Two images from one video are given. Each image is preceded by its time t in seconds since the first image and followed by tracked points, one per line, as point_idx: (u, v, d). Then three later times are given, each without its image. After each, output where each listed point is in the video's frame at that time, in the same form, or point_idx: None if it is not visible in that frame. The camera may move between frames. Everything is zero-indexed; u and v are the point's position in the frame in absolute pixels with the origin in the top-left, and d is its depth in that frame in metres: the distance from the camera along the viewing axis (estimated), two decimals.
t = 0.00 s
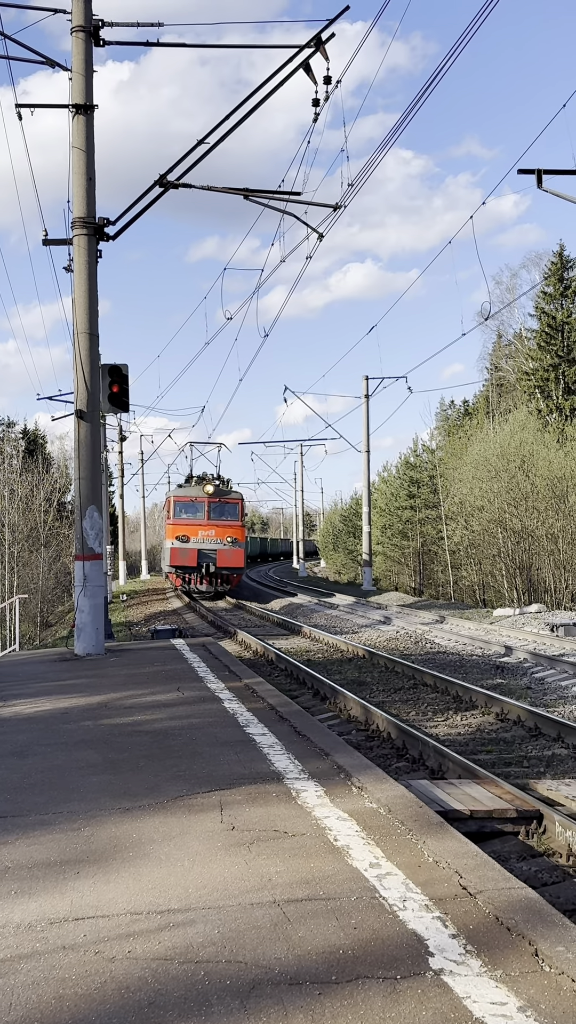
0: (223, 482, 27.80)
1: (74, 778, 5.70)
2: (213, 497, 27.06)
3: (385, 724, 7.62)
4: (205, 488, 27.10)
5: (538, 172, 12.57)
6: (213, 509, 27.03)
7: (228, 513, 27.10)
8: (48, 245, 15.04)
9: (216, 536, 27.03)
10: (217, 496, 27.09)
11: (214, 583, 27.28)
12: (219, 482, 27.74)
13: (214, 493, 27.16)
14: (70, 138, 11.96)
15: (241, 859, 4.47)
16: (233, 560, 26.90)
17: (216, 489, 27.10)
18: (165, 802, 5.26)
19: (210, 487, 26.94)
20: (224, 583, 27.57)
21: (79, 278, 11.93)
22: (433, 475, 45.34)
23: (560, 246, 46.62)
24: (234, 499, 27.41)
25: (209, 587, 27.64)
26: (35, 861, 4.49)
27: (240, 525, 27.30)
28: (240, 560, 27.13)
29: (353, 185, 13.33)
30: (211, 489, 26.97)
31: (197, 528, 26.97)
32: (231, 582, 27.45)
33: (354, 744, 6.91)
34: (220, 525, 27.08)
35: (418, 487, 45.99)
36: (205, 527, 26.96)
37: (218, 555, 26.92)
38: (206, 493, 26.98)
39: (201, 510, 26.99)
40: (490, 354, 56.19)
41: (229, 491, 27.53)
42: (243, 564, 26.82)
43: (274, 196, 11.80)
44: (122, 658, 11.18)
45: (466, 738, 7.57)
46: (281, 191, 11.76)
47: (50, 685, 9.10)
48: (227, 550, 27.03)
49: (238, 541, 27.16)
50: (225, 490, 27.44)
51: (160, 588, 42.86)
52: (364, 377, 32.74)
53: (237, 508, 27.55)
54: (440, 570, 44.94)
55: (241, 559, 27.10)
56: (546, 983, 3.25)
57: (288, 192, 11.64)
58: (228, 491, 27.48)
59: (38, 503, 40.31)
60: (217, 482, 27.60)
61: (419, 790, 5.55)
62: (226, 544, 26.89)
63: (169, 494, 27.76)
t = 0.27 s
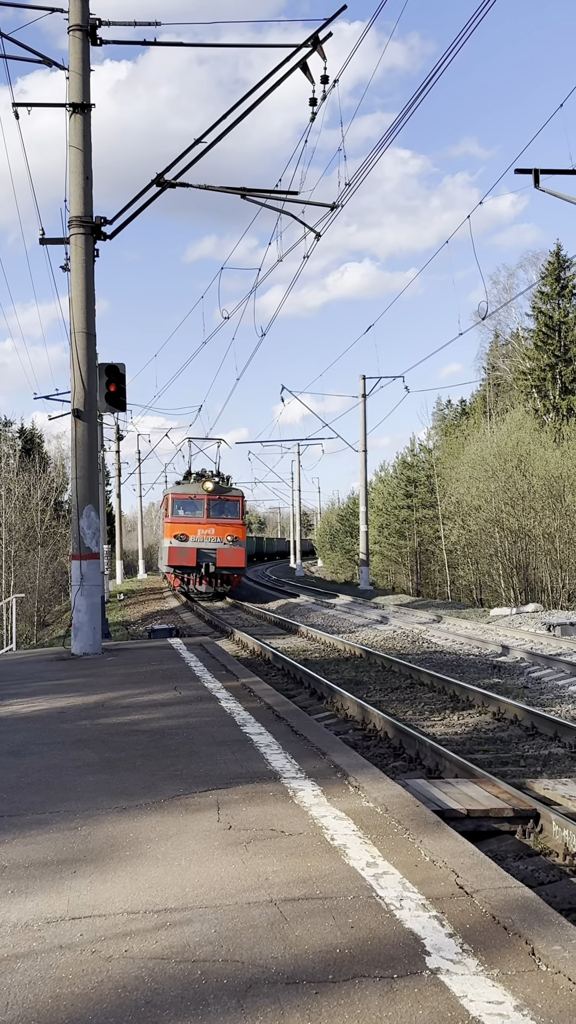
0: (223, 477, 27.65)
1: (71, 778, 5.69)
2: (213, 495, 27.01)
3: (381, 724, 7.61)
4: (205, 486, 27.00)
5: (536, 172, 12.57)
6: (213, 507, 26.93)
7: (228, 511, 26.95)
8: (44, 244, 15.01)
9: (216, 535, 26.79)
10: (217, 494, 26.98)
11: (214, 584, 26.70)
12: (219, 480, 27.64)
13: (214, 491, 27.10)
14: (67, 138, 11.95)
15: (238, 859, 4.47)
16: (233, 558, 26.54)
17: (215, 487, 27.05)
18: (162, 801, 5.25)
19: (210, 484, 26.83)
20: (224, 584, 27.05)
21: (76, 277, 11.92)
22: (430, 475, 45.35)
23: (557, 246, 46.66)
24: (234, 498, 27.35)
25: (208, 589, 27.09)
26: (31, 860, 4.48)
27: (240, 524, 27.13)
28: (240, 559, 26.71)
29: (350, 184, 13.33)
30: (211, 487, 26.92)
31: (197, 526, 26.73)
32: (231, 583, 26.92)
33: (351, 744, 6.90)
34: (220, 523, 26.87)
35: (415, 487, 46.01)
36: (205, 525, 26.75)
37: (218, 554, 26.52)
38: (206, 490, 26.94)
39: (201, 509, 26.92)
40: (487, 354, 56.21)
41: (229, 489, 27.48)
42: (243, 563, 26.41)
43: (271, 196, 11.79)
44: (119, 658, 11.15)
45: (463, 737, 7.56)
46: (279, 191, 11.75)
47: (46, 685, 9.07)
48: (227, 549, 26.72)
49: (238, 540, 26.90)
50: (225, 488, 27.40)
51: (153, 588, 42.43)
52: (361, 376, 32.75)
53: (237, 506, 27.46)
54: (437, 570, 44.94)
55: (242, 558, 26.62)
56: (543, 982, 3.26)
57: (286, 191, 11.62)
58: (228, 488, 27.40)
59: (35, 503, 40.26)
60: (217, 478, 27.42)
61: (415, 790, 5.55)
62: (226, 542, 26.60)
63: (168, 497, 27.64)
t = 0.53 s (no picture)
0: (223, 474, 26.64)
1: (68, 778, 5.68)
2: (212, 492, 25.99)
3: (379, 723, 7.59)
4: (204, 482, 26.04)
5: (533, 171, 12.57)
6: (213, 504, 25.94)
7: (229, 508, 25.85)
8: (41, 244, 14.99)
9: (217, 533, 25.68)
10: (217, 490, 26.01)
11: (215, 585, 25.51)
12: (219, 477, 26.69)
13: (214, 488, 26.14)
14: (65, 137, 11.93)
15: (235, 858, 4.47)
16: (235, 558, 25.40)
17: (215, 483, 26.07)
18: (159, 801, 5.24)
19: (210, 480, 25.88)
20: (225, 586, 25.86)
21: (73, 277, 11.91)
22: (428, 475, 45.33)
23: (554, 246, 46.70)
24: (235, 495, 26.34)
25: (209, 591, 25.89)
26: (28, 860, 4.48)
27: (241, 522, 26.02)
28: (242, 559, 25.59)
29: (347, 184, 13.33)
30: (210, 483, 25.94)
31: (197, 525, 25.65)
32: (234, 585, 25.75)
33: (348, 744, 6.89)
34: (221, 521, 25.82)
35: (413, 486, 46.02)
36: (206, 523, 25.66)
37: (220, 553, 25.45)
38: (205, 487, 25.96)
39: (201, 506, 25.88)
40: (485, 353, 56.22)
41: (230, 486, 26.47)
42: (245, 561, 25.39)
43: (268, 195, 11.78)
44: (116, 657, 11.13)
45: (460, 737, 7.53)
46: (276, 190, 11.74)
47: (43, 685, 9.04)
48: (228, 548, 25.60)
49: (240, 538, 25.78)
50: (226, 485, 26.43)
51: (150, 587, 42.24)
52: (359, 376, 32.75)
53: (238, 503, 26.43)
54: (435, 569, 44.94)
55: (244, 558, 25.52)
56: (540, 982, 3.26)
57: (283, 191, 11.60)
58: (229, 485, 26.44)
59: (32, 502, 40.24)
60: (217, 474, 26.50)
61: (413, 790, 5.53)
62: (227, 540, 25.47)
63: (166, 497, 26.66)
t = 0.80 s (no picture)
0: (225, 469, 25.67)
1: (66, 778, 5.66)
2: (214, 489, 25.05)
3: (377, 723, 7.57)
4: (205, 479, 25.06)
5: (531, 171, 12.57)
6: (215, 502, 25.00)
7: (231, 506, 24.91)
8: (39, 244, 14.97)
9: (219, 532, 24.74)
10: (219, 487, 25.07)
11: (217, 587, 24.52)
12: (220, 474, 25.73)
13: (215, 485, 25.20)
14: (63, 136, 11.92)
15: (233, 858, 4.46)
16: (237, 558, 24.50)
17: (217, 480, 25.13)
18: (157, 801, 5.23)
19: (211, 477, 24.88)
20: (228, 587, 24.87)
21: (71, 277, 11.91)
22: (426, 474, 45.31)
23: (552, 245, 46.72)
24: (237, 491, 25.40)
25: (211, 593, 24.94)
26: (26, 860, 4.47)
27: (244, 520, 25.10)
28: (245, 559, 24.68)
29: (345, 183, 13.30)
30: (212, 480, 24.98)
31: (198, 523, 24.71)
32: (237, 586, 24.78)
33: (347, 743, 6.87)
34: (223, 519, 24.88)
35: (411, 485, 46.04)
36: (207, 521, 24.73)
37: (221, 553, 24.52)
38: (206, 484, 25.01)
39: (202, 504, 24.96)
40: (483, 353, 56.20)
41: (232, 483, 25.52)
42: (248, 562, 24.49)
43: (266, 195, 11.76)
44: (114, 657, 11.10)
45: (458, 737, 7.52)
46: (274, 190, 11.72)
47: (41, 684, 9.02)
48: (230, 547, 24.69)
49: (243, 537, 24.86)
50: (227, 482, 25.48)
51: (148, 587, 41.29)
52: (356, 375, 32.74)
53: (240, 500, 25.53)
54: (433, 569, 44.93)
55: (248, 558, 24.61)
56: (538, 982, 3.25)
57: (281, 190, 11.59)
58: (231, 482, 25.48)
59: (30, 502, 40.20)
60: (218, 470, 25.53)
61: (411, 789, 5.53)
62: (230, 539, 24.56)
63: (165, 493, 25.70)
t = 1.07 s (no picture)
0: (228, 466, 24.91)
1: (64, 778, 5.65)
2: (217, 486, 24.30)
3: (376, 723, 7.56)
4: (207, 475, 24.25)
5: (529, 171, 12.58)
6: (217, 500, 24.24)
7: (234, 505, 24.18)
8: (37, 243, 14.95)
9: (222, 532, 24.02)
10: (221, 484, 24.29)
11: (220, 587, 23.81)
12: (223, 470, 24.93)
13: (218, 482, 24.42)
14: (62, 135, 11.91)
15: (232, 858, 4.45)
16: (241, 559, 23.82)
17: (220, 477, 24.34)
18: (156, 801, 5.22)
19: (213, 474, 24.12)
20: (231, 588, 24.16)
21: (70, 276, 11.90)
22: (425, 474, 45.30)
23: (551, 245, 46.75)
24: (241, 488, 24.61)
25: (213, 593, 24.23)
26: (25, 860, 4.46)
27: (248, 518, 24.37)
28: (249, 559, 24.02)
29: (344, 183, 13.29)
30: (214, 477, 24.19)
31: (200, 522, 23.96)
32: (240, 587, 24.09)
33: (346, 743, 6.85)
34: (226, 517, 24.13)
35: (410, 485, 46.05)
36: (209, 520, 24.02)
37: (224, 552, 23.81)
38: (209, 481, 24.22)
39: (204, 501, 24.20)
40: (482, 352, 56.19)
41: (236, 479, 24.71)
42: (252, 562, 23.83)
43: (265, 194, 11.75)
44: (112, 657, 11.08)
45: (457, 736, 7.51)
46: (273, 189, 11.72)
47: (40, 683, 9.01)
48: (234, 547, 23.99)
49: (246, 536, 24.15)
50: (231, 478, 24.67)
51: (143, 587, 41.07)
52: (355, 375, 32.73)
53: (244, 498, 24.75)
54: (432, 568, 44.92)
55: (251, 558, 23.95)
56: (538, 981, 3.26)
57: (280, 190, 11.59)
58: (234, 479, 24.71)
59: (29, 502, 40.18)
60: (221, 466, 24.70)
61: (410, 789, 5.51)
62: (233, 539, 23.86)
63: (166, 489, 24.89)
